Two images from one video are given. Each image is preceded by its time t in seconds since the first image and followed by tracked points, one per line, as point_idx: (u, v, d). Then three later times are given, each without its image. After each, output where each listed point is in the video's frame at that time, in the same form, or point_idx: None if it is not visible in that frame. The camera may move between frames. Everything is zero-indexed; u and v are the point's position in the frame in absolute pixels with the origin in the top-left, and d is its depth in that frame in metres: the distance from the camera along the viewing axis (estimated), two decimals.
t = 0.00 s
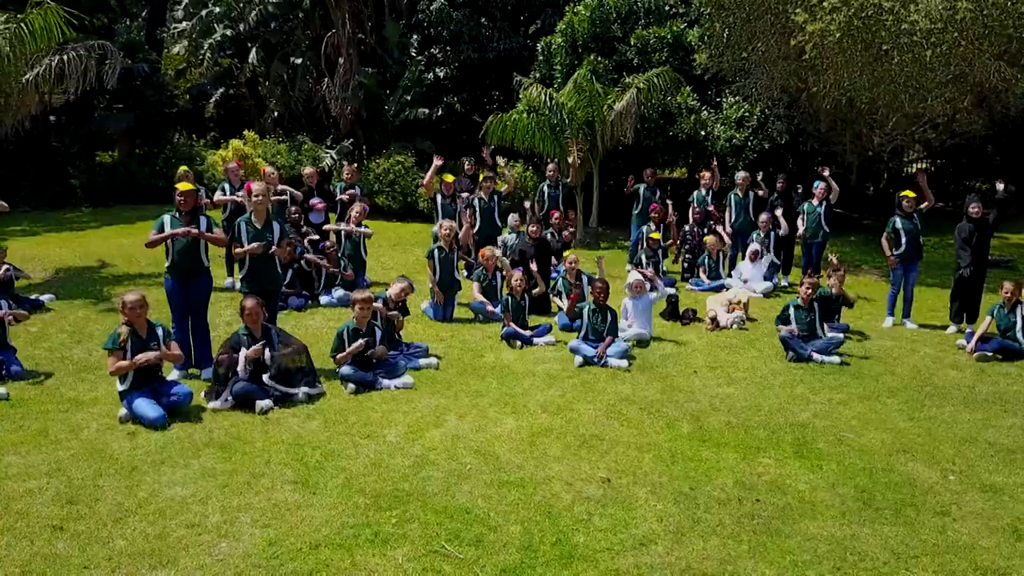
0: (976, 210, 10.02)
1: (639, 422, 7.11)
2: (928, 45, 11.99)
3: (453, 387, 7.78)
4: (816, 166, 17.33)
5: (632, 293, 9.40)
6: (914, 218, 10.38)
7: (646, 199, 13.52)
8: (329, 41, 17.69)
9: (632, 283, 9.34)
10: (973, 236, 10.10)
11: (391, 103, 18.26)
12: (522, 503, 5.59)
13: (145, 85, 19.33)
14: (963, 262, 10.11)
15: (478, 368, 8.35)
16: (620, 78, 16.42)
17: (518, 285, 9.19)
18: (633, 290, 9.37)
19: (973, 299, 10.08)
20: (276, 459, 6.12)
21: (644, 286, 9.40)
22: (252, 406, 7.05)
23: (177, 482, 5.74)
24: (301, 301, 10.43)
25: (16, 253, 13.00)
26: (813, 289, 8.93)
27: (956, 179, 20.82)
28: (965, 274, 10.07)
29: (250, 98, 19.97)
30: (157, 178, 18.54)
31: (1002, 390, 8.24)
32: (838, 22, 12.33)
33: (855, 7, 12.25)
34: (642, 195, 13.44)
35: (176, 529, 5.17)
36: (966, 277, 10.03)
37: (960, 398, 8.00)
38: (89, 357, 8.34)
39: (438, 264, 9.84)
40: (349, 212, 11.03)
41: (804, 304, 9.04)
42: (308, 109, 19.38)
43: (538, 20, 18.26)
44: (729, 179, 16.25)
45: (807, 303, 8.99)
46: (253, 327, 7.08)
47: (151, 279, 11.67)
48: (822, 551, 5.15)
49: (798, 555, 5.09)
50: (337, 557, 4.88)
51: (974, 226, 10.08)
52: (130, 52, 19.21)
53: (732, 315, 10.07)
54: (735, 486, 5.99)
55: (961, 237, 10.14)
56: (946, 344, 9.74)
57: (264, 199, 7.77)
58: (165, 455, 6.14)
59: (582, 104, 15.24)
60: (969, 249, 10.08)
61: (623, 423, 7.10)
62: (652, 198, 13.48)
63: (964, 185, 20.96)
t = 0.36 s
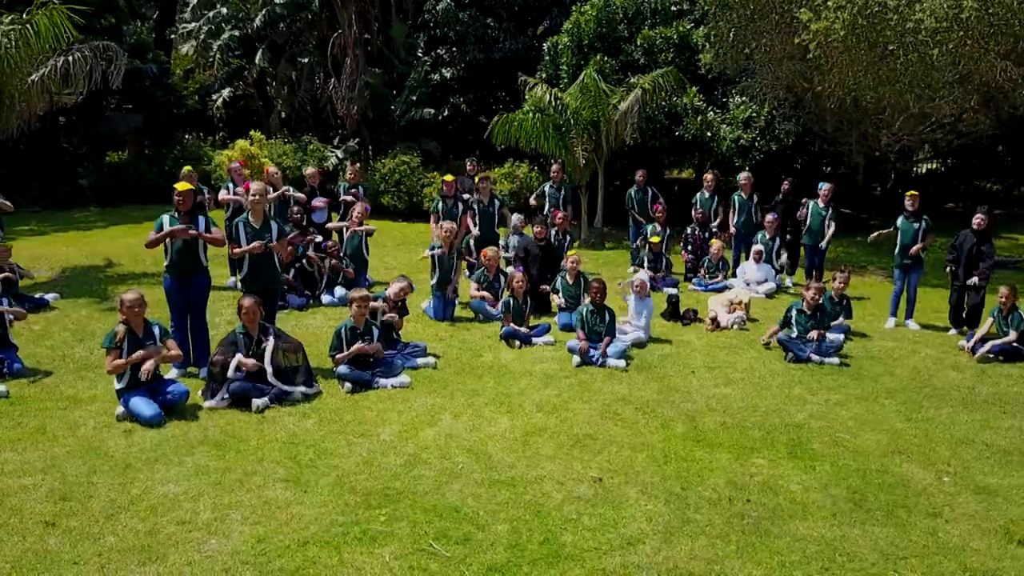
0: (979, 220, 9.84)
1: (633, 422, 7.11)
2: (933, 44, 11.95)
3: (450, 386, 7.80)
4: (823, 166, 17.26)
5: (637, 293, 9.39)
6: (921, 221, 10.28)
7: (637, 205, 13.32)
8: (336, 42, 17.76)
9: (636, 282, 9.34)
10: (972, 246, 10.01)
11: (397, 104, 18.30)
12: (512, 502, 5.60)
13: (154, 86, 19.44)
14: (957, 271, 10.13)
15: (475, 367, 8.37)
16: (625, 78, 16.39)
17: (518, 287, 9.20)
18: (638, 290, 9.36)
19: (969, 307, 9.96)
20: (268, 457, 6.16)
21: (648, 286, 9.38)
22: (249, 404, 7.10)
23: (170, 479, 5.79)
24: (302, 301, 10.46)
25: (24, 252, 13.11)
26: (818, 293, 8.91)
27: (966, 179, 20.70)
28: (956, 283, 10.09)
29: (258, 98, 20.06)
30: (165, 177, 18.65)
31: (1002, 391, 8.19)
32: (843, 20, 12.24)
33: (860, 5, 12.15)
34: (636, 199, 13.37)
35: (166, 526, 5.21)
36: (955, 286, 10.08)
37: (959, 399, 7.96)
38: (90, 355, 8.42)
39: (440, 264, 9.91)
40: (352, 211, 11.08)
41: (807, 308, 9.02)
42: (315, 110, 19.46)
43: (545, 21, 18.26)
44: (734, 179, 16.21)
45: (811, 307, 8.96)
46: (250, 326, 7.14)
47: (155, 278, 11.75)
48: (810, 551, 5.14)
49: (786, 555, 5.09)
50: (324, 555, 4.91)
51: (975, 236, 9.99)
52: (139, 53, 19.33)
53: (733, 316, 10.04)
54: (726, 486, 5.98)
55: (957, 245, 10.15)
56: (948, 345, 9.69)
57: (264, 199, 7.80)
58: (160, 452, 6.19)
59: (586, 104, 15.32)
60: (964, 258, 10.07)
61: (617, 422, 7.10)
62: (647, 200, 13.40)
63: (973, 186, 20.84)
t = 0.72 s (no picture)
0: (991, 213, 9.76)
1: (631, 422, 7.10)
2: (944, 43, 11.88)
3: (449, 385, 7.82)
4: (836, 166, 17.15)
5: (646, 292, 9.41)
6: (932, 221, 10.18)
7: (640, 201, 13.47)
8: (349, 42, 17.94)
9: (646, 280, 9.39)
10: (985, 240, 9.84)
11: (409, 104, 18.36)
12: (504, 501, 5.61)
13: (168, 86, 19.59)
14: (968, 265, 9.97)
15: (476, 367, 8.38)
16: (636, 78, 16.35)
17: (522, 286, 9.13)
18: (647, 289, 9.38)
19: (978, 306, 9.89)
20: (264, 454, 6.19)
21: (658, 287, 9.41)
22: (248, 403, 7.15)
23: (166, 476, 5.84)
24: (308, 300, 10.49)
25: (37, 250, 13.27)
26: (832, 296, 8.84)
27: (984, 180, 20.47)
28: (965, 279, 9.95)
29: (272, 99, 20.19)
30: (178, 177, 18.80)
31: (1007, 393, 8.10)
32: (851, 21, 12.23)
33: (868, 5, 12.14)
34: (639, 196, 13.46)
35: (159, 521, 5.25)
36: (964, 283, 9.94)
37: (963, 402, 7.88)
38: (96, 353, 8.50)
39: (445, 263, 9.90)
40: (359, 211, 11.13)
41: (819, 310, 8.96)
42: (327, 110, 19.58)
43: (556, 21, 18.24)
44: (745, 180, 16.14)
45: (822, 309, 8.89)
46: (250, 325, 7.20)
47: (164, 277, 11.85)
48: (801, 554, 5.11)
49: (776, 558, 5.07)
50: (314, 552, 4.93)
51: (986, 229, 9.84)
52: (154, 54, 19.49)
53: (738, 317, 10.00)
54: (721, 487, 5.95)
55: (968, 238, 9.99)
56: (956, 346, 9.60)
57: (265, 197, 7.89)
58: (158, 449, 6.24)
59: (595, 103, 15.28)
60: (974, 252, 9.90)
61: (615, 422, 7.09)
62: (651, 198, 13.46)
63: (991, 187, 20.62)
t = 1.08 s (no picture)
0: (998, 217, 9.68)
1: (629, 422, 7.08)
2: (955, 40, 11.86)
3: (449, 384, 7.83)
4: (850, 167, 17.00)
5: (638, 295, 9.46)
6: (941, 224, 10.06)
7: (655, 201, 13.40)
8: (362, 41, 18.25)
9: (638, 284, 9.43)
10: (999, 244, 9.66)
11: (421, 104, 18.43)
12: (494, 500, 5.61)
13: (184, 87, 19.76)
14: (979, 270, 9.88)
15: (477, 366, 8.38)
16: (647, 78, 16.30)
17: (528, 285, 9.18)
18: (640, 293, 9.43)
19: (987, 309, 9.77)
20: (260, 451, 6.22)
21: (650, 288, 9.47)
22: (247, 399, 7.21)
23: (161, 472, 5.89)
24: (314, 298, 10.52)
25: (50, 249, 13.43)
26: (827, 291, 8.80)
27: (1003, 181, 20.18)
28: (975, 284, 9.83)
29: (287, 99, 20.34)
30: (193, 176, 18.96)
31: (1014, 396, 7.99)
32: (862, 19, 12.13)
33: (880, 4, 12.08)
34: (655, 195, 13.29)
35: (152, 517, 5.30)
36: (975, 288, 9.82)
37: (969, 404, 7.77)
38: (102, 350, 8.59)
39: (451, 263, 9.91)
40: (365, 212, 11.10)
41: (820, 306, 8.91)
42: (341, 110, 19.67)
43: (569, 22, 18.25)
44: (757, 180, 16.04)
45: (822, 306, 8.82)
46: (250, 322, 7.26)
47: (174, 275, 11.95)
48: (791, 556, 5.07)
49: (765, 559, 5.03)
50: (302, 548, 4.95)
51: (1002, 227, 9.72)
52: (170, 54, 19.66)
53: (744, 317, 9.94)
54: (715, 489, 5.92)
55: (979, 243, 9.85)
56: (964, 348, 9.48)
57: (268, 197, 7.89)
58: (155, 445, 6.30)
59: (606, 102, 15.26)
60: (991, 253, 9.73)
61: (612, 422, 7.07)
62: (667, 199, 13.30)
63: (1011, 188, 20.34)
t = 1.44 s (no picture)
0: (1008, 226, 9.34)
1: (626, 423, 7.07)
2: (967, 40, 11.80)
3: (449, 384, 7.85)
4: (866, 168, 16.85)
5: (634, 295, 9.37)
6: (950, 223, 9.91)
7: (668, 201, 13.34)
8: (376, 43, 18.33)
9: (634, 284, 9.32)
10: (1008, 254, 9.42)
11: (435, 105, 18.53)
12: (485, 500, 5.62)
13: (200, 87, 19.97)
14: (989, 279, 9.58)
15: (478, 366, 8.40)
16: (660, 78, 16.28)
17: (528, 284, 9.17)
18: (637, 292, 9.34)
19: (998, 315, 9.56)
20: (256, 448, 6.27)
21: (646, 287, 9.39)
22: (247, 397, 7.27)
23: (157, 469, 5.94)
24: (321, 298, 10.60)
25: (66, 247, 13.60)
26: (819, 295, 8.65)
27: None
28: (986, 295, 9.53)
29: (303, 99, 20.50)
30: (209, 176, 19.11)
31: (1020, 400, 7.89)
32: (873, 18, 12.03)
33: (891, 3, 12.00)
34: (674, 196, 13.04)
35: (145, 513, 5.35)
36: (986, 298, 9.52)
37: (974, 407, 7.68)
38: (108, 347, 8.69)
39: (455, 263, 9.91)
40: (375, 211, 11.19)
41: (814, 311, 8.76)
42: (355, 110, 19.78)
43: (582, 22, 18.25)
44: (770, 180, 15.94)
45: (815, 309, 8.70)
46: (250, 321, 7.32)
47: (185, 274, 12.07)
48: (780, 559, 5.04)
49: (754, 562, 5.00)
50: (290, 545, 4.98)
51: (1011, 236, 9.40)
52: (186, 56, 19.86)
53: (750, 319, 9.89)
54: (708, 491, 5.89)
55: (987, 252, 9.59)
56: (973, 351, 9.35)
57: (270, 196, 7.97)
58: (154, 442, 6.36)
59: (617, 102, 15.25)
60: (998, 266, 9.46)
61: (610, 423, 7.06)
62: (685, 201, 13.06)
63: None
